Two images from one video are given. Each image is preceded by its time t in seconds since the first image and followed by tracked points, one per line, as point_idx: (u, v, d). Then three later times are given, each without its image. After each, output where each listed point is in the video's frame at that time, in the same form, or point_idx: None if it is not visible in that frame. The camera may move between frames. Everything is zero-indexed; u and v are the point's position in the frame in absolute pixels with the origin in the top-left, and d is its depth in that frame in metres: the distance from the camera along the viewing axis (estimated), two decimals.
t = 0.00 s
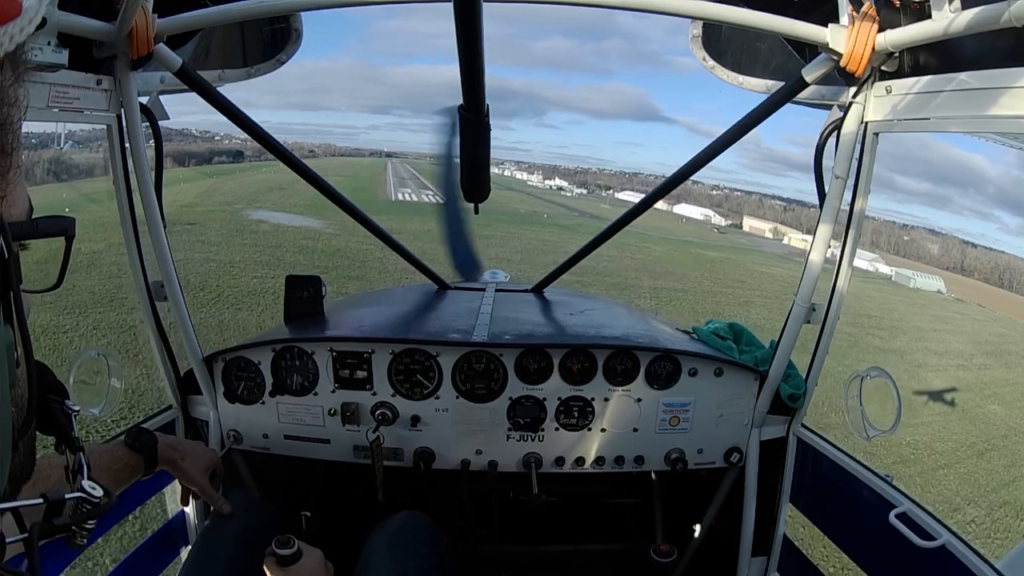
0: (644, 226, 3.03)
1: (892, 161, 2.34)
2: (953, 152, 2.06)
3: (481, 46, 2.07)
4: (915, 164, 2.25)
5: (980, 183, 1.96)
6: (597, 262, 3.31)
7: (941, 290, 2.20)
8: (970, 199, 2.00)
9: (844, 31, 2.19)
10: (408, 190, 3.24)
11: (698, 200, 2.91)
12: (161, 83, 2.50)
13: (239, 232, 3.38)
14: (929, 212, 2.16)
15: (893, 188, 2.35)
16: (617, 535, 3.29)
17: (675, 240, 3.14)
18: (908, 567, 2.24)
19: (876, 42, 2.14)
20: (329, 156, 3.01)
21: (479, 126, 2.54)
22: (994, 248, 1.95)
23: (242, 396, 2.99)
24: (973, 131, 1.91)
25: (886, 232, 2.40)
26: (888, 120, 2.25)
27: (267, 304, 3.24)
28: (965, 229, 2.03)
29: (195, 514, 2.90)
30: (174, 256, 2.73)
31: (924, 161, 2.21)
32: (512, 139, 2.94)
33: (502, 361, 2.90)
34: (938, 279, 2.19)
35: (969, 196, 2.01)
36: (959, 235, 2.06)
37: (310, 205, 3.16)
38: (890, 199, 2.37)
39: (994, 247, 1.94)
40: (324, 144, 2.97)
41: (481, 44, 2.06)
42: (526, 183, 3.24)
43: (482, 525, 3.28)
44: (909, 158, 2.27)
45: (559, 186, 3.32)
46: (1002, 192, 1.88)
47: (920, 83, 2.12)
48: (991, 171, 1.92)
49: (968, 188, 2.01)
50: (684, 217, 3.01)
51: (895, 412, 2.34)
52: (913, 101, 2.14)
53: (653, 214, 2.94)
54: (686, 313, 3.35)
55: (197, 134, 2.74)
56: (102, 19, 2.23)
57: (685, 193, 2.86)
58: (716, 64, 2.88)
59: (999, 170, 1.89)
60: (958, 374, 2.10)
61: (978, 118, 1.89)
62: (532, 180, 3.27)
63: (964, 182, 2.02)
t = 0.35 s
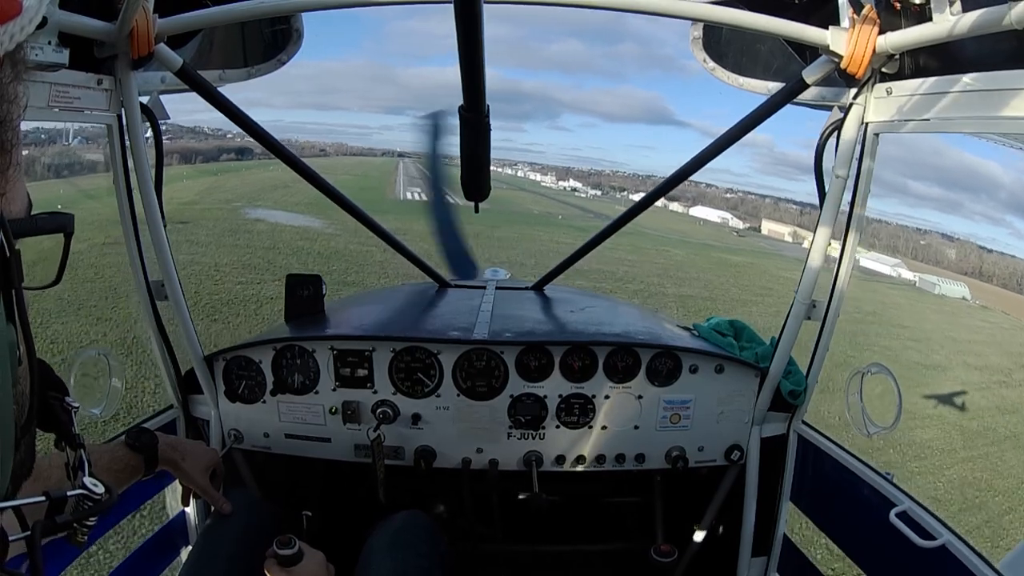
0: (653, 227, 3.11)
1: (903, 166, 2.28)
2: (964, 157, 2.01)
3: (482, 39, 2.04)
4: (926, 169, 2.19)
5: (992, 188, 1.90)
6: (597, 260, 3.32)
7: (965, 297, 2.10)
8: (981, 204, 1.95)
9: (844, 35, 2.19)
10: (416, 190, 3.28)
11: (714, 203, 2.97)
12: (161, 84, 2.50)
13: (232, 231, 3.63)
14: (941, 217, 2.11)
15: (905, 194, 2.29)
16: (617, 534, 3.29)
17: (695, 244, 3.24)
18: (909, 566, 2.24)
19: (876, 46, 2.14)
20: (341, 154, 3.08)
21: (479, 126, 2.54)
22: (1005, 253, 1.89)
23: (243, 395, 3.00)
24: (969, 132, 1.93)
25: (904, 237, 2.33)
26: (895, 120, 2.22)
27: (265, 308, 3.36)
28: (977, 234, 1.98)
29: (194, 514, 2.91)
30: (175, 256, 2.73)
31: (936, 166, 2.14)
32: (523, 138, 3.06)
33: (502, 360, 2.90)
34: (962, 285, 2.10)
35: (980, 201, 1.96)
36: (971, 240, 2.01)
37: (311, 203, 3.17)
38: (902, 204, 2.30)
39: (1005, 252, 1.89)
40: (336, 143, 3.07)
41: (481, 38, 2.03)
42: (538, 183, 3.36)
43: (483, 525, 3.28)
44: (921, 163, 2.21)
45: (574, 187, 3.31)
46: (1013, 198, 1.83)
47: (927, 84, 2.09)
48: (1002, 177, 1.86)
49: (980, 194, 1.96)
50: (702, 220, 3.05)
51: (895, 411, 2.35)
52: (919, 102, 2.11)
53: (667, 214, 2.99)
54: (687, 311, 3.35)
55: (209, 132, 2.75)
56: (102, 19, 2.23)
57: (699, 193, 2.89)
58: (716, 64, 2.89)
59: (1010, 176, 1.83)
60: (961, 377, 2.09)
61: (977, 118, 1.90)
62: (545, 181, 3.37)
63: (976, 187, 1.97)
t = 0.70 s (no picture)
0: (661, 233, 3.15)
1: (918, 178, 2.22)
2: (979, 170, 1.96)
3: (482, 39, 2.04)
4: (939, 182, 2.12)
5: (1006, 202, 1.86)
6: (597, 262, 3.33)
7: (990, 315, 2.01)
8: (996, 219, 1.90)
9: (844, 34, 2.19)
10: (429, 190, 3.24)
11: (731, 211, 2.95)
12: (161, 84, 2.50)
13: (225, 230, 3.34)
14: (954, 231, 2.05)
15: (918, 206, 2.21)
16: (615, 535, 3.29)
17: (713, 254, 3.12)
18: (909, 565, 2.24)
19: (876, 45, 2.14)
20: (362, 155, 3.17)
21: (478, 126, 2.54)
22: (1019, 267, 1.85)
23: (243, 396, 2.99)
24: (962, 133, 1.96)
25: (922, 251, 2.22)
26: (902, 120, 2.18)
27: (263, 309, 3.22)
28: (990, 249, 1.93)
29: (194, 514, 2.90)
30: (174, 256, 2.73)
31: (948, 178, 2.07)
32: (538, 142, 3.21)
33: (501, 360, 2.90)
34: (986, 303, 2.01)
35: (994, 215, 1.91)
36: (984, 254, 1.96)
37: (313, 204, 3.18)
38: (914, 217, 2.23)
39: (1016, 266, 1.86)
40: (351, 144, 3.15)
41: (481, 37, 2.03)
42: (554, 188, 3.33)
43: (483, 525, 3.28)
44: (935, 175, 2.14)
45: (589, 192, 3.23)
46: None
47: (932, 83, 2.07)
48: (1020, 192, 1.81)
49: (994, 208, 1.91)
50: (720, 229, 3.00)
51: (895, 411, 2.36)
52: (925, 102, 2.09)
53: (681, 221, 3.05)
54: (687, 313, 3.35)
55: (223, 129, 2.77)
56: (102, 19, 2.23)
57: (715, 201, 2.96)
58: (716, 65, 2.91)
59: None
60: (969, 389, 2.06)
61: (976, 116, 1.91)
62: (561, 186, 3.32)
63: (990, 201, 1.92)
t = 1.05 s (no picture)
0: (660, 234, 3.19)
1: (928, 183, 2.19)
2: (988, 175, 1.92)
3: (481, 36, 2.03)
4: (948, 186, 2.08)
5: (1014, 206, 1.82)
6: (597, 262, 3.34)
7: (1012, 324, 1.89)
8: (1004, 223, 1.86)
9: (844, 35, 2.19)
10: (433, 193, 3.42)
11: (743, 217, 2.92)
12: (161, 84, 2.50)
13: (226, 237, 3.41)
14: (965, 237, 2.02)
15: (927, 211, 2.17)
16: (614, 535, 3.30)
17: (732, 260, 3.09)
18: (909, 566, 2.24)
19: (876, 46, 2.13)
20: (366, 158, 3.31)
21: (478, 126, 2.54)
22: None
23: (243, 395, 2.99)
24: (968, 133, 1.95)
25: (938, 256, 2.14)
26: (906, 120, 2.16)
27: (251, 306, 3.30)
28: (997, 252, 1.90)
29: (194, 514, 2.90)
30: (175, 256, 2.72)
31: (958, 182, 2.04)
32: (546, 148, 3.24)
33: (501, 360, 2.90)
34: (1008, 311, 1.88)
35: (1002, 219, 1.87)
36: (989, 258, 1.93)
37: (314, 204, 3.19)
38: (922, 221, 2.19)
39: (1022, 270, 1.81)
40: (358, 148, 3.28)
41: (481, 35, 2.02)
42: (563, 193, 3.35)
43: (483, 525, 3.28)
44: (944, 179, 2.10)
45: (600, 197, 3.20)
46: None
47: (937, 84, 2.06)
48: None
49: (1002, 212, 1.87)
50: (734, 235, 2.96)
51: (895, 412, 2.35)
52: (930, 102, 2.08)
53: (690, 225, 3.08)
54: (687, 312, 3.36)
55: (232, 133, 2.74)
56: (102, 19, 2.23)
57: (726, 207, 2.97)
58: (716, 65, 2.92)
59: None
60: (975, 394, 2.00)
61: (979, 117, 1.90)
62: (570, 190, 3.34)
63: (998, 205, 1.88)
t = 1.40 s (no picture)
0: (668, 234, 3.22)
1: (933, 180, 2.19)
2: (994, 172, 1.94)
3: (481, 37, 2.03)
4: (953, 183, 2.10)
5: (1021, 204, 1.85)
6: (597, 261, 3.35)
7: None
8: (1011, 220, 1.89)
9: (844, 35, 2.18)
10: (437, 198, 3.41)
11: (752, 218, 2.93)
12: (161, 83, 2.50)
13: (229, 239, 3.44)
14: (972, 235, 2.05)
15: (932, 209, 2.18)
16: (614, 535, 3.30)
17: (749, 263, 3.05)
18: (909, 566, 2.24)
19: (876, 44, 2.13)
20: (369, 163, 3.33)
21: (478, 126, 2.54)
22: None
23: (243, 395, 2.99)
24: (968, 132, 1.96)
25: (950, 255, 2.15)
26: (907, 119, 2.16)
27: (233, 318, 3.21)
28: (1001, 250, 1.93)
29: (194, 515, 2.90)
30: (174, 256, 2.72)
31: (964, 180, 2.05)
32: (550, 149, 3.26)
33: (501, 360, 2.90)
34: None
35: (1009, 217, 1.90)
36: (994, 257, 1.96)
37: (316, 204, 3.19)
38: (928, 219, 2.20)
39: None
40: (361, 151, 3.29)
41: (480, 35, 2.02)
42: (569, 195, 3.32)
43: (483, 525, 3.27)
44: (950, 177, 2.11)
45: (607, 199, 3.13)
46: None
47: (937, 82, 2.06)
48: None
49: (1010, 210, 1.90)
50: (746, 236, 2.97)
51: (895, 414, 2.36)
52: (930, 101, 2.08)
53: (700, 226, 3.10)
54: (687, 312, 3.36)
55: (236, 137, 2.77)
56: (102, 19, 2.23)
57: (735, 208, 2.99)
58: (716, 65, 2.93)
59: None
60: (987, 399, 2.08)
61: (980, 118, 1.90)
62: (576, 192, 3.30)
63: (1005, 204, 1.91)
